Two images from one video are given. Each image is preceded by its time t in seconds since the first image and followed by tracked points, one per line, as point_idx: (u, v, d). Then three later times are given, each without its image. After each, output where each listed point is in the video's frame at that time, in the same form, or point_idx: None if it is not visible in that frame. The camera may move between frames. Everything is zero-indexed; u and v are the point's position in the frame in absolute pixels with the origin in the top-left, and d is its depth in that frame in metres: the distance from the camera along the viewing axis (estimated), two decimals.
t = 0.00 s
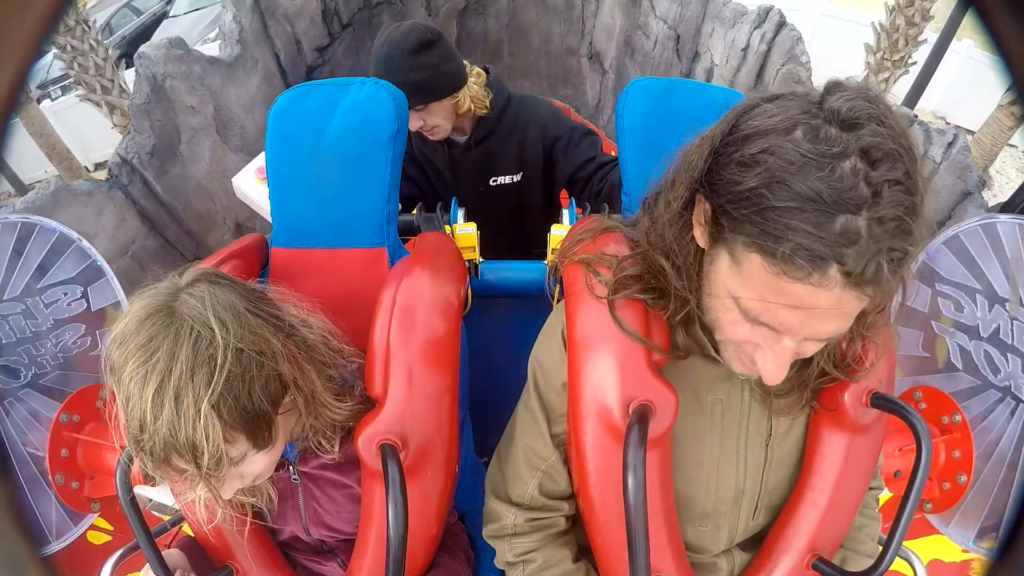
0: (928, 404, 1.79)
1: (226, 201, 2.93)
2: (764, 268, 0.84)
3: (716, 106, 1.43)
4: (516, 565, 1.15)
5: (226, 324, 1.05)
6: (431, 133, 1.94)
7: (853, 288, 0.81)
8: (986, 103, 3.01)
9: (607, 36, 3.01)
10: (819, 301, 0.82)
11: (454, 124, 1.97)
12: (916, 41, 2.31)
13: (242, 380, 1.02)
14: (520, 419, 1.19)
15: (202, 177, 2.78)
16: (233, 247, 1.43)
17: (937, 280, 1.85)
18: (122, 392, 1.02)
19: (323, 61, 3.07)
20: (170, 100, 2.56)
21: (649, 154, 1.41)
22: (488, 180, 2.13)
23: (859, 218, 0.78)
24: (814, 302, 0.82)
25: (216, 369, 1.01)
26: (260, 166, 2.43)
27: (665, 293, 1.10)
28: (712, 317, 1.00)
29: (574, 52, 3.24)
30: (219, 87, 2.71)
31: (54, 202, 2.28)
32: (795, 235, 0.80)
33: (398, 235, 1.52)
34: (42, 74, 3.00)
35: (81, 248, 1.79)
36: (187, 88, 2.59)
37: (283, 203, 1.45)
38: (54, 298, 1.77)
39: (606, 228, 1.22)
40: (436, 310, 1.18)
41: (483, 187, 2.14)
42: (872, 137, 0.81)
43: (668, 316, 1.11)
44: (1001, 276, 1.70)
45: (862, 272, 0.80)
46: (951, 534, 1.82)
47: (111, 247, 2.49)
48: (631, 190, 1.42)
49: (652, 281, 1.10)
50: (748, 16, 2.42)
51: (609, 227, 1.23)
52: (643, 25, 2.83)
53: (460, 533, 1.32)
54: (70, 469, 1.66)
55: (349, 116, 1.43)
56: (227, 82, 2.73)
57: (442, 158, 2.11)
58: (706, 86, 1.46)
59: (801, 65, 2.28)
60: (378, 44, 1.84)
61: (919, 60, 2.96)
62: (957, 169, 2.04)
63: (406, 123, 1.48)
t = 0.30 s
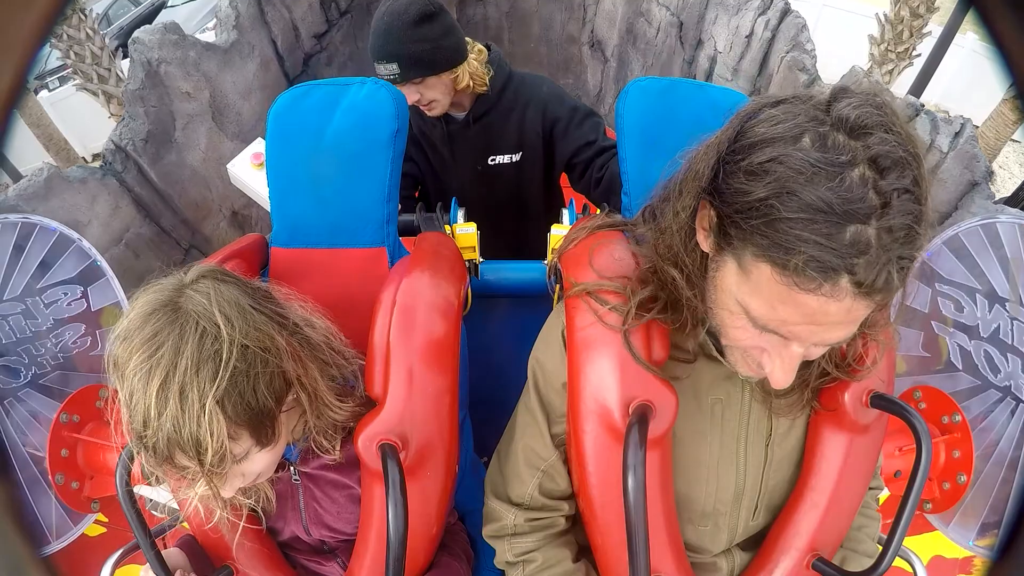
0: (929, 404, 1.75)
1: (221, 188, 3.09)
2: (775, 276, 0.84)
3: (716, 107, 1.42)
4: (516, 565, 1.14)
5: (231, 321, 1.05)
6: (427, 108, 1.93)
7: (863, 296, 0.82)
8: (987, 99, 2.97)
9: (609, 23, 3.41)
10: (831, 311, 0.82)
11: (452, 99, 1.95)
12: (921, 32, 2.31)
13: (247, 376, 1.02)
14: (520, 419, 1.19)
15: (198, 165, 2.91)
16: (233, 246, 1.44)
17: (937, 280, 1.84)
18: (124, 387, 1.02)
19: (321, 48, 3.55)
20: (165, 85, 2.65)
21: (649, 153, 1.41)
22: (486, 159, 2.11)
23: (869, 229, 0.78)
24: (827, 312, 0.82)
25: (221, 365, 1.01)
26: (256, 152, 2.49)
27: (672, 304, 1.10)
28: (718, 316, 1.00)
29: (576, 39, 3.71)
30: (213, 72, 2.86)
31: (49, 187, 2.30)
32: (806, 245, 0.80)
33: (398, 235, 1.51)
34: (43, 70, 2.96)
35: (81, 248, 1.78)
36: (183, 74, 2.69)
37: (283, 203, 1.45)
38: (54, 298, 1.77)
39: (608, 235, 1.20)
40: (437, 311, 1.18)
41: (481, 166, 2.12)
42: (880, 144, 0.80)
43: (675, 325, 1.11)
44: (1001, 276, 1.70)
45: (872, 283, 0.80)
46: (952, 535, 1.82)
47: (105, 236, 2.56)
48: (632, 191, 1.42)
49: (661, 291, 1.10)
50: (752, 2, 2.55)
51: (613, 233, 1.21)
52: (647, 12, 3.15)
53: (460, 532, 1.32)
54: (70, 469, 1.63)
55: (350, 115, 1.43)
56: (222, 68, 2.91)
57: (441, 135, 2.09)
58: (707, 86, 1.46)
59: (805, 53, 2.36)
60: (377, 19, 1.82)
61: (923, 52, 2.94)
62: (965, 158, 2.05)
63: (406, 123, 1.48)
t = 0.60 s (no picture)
0: (928, 404, 1.74)
1: (226, 178, 3.23)
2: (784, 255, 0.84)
3: (716, 107, 1.42)
4: (516, 565, 1.14)
5: (236, 325, 1.05)
6: (429, 72, 1.87)
7: (872, 274, 0.81)
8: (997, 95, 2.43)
9: (619, 22, 3.46)
10: (846, 288, 0.81)
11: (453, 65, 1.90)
12: (931, 36, 2.31)
13: (252, 381, 1.03)
14: (520, 419, 1.20)
15: (202, 154, 3.05)
16: (233, 246, 1.43)
17: (937, 280, 1.86)
18: (128, 391, 1.02)
19: (328, 41, 3.82)
20: (171, 73, 2.80)
21: (649, 153, 1.41)
22: (481, 127, 2.04)
23: (874, 204, 0.79)
24: (841, 290, 0.81)
25: (226, 370, 1.01)
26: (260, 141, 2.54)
27: (683, 301, 1.05)
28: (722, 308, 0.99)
29: (585, 38, 3.77)
30: (221, 62, 3.04)
31: (52, 173, 2.43)
32: (818, 221, 0.80)
33: (397, 235, 1.52)
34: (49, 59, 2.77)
35: (81, 248, 1.78)
36: (189, 62, 2.85)
37: (283, 202, 1.45)
38: (54, 298, 1.79)
39: (610, 236, 1.19)
40: (437, 312, 1.18)
41: (475, 136, 2.05)
42: (880, 126, 0.83)
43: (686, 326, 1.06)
44: (1001, 277, 1.71)
45: (883, 257, 0.80)
46: (952, 535, 1.81)
47: (107, 223, 2.69)
48: (632, 191, 1.42)
49: (670, 290, 1.06)
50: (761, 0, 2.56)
51: (613, 232, 1.21)
52: (655, 10, 3.19)
53: (459, 533, 1.32)
54: (70, 469, 1.63)
55: (349, 115, 1.43)
56: (229, 58, 3.08)
57: (438, 102, 2.01)
58: (707, 87, 1.46)
59: (815, 52, 2.31)
60: None
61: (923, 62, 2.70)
62: (976, 157, 2.16)
63: (406, 123, 1.49)
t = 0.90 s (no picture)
0: (928, 404, 1.74)
1: (229, 172, 3.21)
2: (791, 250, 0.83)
3: (717, 108, 1.42)
4: (516, 565, 1.14)
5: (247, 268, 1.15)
6: (430, 45, 1.78)
7: (877, 270, 0.82)
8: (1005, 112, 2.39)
9: (627, 23, 3.43)
10: (847, 286, 0.82)
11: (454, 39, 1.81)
12: (940, 44, 2.32)
13: (266, 310, 1.12)
14: (520, 418, 1.20)
15: (207, 147, 3.08)
16: (233, 245, 1.43)
17: (937, 280, 1.87)
18: (140, 335, 1.02)
19: (337, 39, 3.69)
20: (178, 65, 2.90)
21: (650, 154, 1.41)
22: (481, 107, 1.94)
23: (879, 200, 0.79)
24: (843, 287, 0.81)
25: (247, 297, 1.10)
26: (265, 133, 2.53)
27: (683, 296, 1.06)
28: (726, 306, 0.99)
29: (593, 41, 3.68)
30: (227, 56, 3.08)
31: (58, 162, 2.59)
32: (822, 216, 0.80)
33: (397, 235, 1.52)
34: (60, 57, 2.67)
35: (81, 248, 1.79)
36: (196, 54, 2.93)
37: (283, 202, 1.45)
38: (54, 298, 1.80)
39: (610, 235, 1.19)
40: (436, 311, 1.18)
41: (474, 115, 1.95)
42: (884, 123, 0.83)
43: (687, 320, 1.06)
44: (1002, 278, 1.73)
45: (886, 254, 0.81)
46: (951, 535, 1.79)
47: (110, 213, 2.81)
48: (633, 191, 1.42)
49: (673, 288, 1.06)
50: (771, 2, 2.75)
51: (613, 231, 1.21)
52: (665, 12, 3.22)
53: (459, 533, 1.32)
54: (70, 469, 1.62)
55: (349, 115, 1.44)
56: (236, 53, 3.12)
57: (440, 80, 1.92)
58: (708, 87, 1.46)
59: (824, 52, 2.55)
60: None
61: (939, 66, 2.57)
62: (987, 159, 2.26)
63: (406, 122, 1.49)
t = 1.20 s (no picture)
0: (928, 404, 1.74)
1: (224, 172, 3.26)
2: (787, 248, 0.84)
3: (716, 108, 1.42)
4: (516, 565, 1.14)
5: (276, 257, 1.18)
6: (422, 36, 1.75)
7: (876, 264, 0.82)
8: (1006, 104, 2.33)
9: (624, 22, 3.47)
10: (844, 281, 0.81)
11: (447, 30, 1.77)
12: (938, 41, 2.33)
13: (291, 297, 1.14)
14: (520, 419, 1.20)
15: (199, 147, 3.10)
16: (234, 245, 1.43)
17: (937, 280, 1.86)
18: (165, 305, 1.03)
19: (332, 37, 3.68)
20: (170, 63, 2.91)
21: (649, 154, 1.41)
22: (475, 103, 1.92)
23: (876, 194, 0.80)
24: (840, 283, 0.81)
25: (275, 282, 1.12)
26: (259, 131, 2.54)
27: (684, 293, 1.07)
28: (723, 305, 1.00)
29: (590, 40, 3.73)
30: (221, 54, 3.10)
31: (48, 160, 2.53)
32: (820, 210, 0.80)
33: (397, 235, 1.51)
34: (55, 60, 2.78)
35: (81, 248, 1.78)
36: (188, 52, 2.95)
37: (283, 202, 1.45)
38: (54, 298, 1.80)
39: (610, 234, 1.19)
40: (436, 311, 1.18)
41: (470, 111, 1.93)
42: (882, 118, 0.83)
43: (686, 319, 1.07)
44: (1001, 276, 1.71)
45: (884, 248, 0.80)
46: (952, 535, 1.81)
47: (102, 213, 2.75)
48: (633, 190, 1.42)
49: (671, 284, 1.08)
50: None
51: (613, 231, 1.21)
52: (662, 10, 3.24)
53: (459, 533, 1.32)
54: (70, 469, 1.62)
55: (350, 115, 1.44)
56: (230, 52, 3.14)
57: (434, 75, 1.90)
58: (708, 87, 1.45)
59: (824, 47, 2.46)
60: None
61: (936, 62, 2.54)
62: (989, 152, 2.26)
63: (406, 123, 1.49)
